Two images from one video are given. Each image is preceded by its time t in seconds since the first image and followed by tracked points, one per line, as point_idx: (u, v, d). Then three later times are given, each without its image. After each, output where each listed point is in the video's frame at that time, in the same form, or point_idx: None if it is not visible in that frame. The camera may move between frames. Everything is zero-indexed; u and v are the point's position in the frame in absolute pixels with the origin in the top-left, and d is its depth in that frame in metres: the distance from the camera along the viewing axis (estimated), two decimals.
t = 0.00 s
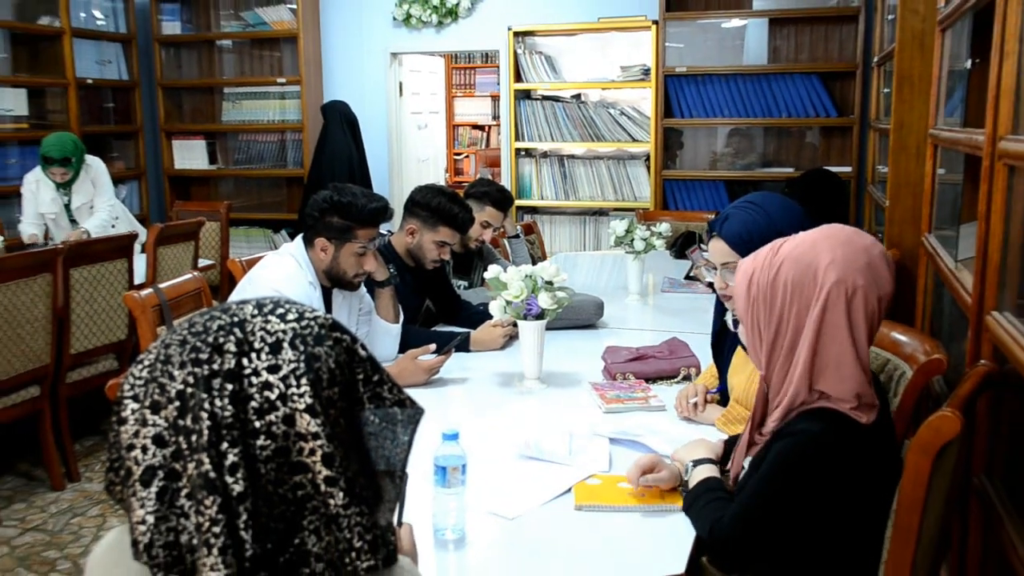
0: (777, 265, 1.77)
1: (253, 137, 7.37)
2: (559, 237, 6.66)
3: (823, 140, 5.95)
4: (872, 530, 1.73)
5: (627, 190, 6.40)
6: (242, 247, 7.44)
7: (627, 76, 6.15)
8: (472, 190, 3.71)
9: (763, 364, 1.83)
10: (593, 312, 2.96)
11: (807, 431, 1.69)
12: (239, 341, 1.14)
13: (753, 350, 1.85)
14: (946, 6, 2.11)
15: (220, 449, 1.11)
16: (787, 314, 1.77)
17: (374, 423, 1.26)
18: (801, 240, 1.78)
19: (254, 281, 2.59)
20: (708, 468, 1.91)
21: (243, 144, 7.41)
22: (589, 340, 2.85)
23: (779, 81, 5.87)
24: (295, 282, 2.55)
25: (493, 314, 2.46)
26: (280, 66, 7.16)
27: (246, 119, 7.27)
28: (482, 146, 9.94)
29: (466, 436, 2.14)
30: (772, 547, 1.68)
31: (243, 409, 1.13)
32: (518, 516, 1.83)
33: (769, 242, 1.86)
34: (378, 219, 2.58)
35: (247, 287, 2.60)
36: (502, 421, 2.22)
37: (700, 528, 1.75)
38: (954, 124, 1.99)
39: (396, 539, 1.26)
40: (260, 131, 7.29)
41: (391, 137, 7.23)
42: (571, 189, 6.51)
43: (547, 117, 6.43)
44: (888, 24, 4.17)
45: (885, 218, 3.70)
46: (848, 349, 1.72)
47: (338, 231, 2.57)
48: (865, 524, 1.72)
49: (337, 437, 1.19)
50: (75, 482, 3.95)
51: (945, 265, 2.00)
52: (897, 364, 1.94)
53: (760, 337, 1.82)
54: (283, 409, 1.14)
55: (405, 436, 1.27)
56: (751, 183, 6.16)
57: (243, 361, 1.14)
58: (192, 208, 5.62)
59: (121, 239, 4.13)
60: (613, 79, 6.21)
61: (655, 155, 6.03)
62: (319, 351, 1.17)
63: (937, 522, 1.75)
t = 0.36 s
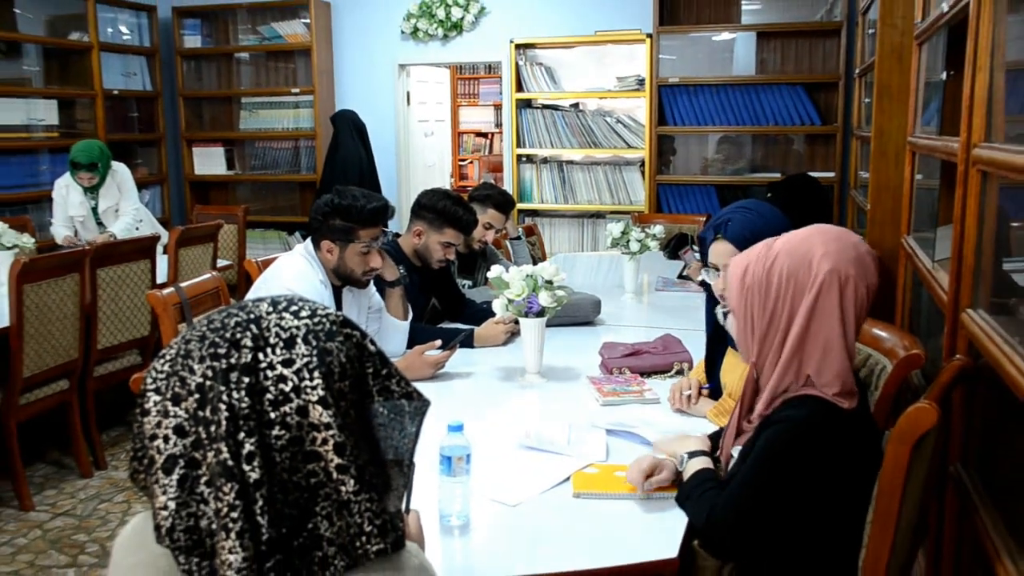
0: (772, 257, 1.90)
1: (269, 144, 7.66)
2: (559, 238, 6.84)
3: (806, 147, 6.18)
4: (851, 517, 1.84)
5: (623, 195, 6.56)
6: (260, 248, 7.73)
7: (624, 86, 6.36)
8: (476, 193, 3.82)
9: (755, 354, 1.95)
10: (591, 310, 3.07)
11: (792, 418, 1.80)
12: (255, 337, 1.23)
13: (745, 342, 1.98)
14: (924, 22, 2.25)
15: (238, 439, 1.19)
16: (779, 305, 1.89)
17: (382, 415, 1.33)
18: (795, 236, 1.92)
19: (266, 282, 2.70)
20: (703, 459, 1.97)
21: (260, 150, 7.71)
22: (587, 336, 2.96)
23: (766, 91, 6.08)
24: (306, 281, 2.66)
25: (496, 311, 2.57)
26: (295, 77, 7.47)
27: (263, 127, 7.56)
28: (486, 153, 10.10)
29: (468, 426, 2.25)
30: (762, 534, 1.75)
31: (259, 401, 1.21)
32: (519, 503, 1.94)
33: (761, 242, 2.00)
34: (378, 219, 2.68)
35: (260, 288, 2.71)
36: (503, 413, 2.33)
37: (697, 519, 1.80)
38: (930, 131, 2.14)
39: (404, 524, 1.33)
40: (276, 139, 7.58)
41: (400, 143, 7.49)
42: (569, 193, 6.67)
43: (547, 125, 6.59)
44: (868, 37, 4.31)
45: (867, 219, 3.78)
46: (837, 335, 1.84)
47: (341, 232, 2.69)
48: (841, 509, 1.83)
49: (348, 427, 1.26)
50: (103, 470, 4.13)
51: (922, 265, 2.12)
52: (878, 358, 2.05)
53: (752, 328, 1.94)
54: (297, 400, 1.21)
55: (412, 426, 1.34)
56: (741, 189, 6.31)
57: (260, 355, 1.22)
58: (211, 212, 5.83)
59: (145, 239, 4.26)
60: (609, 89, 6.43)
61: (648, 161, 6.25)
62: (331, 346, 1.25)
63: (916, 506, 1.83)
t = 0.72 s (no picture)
0: (749, 261, 1.99)
1: (281, 150, 7.83)
2: (558, 239, 6.97)
3: (795, 154, 6.34)
4: (834, 506, 1.93)
5: (619, 198, 6.66)
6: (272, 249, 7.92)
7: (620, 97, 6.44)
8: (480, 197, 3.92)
9: (737, 355, 2.03)
10: (589, 309, 3.17)
11: (771, 410, 1.88)
12: (268, 333, 1.27)
13: (724, 346, 2.05)
14: (906, 34, 2.40)
15: (251, 431, 1.23)
16: (760, 305, 1.99)
17: (389, 408, 1.37)
18: (766, 240, 2.01)
19: (275, 283, 2.80)
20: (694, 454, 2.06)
21: (272, 155, 7.88)
22: (584, 333, 3.06)
23: (757, 99, 6.22)
24: (313, 280, 2.76)
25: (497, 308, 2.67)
26: (307, 86, 7.64)
27: (276, 134, 7.72)
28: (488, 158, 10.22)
29: (471, 419, 2.35)
30: (749, 525, 1.84)
31: (271, 394, 1.25)
32: (519, 493, 2.03)
33: (721, 252, 2.08)
34: (381, 223, 2.78)
35: (269, 288, 2.81)
36: (505, 408, 2.43)
37: (687, 507, 1.90)
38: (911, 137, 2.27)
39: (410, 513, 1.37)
40: (287, 145, 7.74)
41: (406, 148, 7.62)
42: (568, 196, 6.79)
43: (547, 132, 6.69)
44: (852, 48, 4.44)
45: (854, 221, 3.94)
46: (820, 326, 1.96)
47: (348, 236, 2.77)
48: (825, 499, 1.91)
49: (357, 419, 1.31)
50: (123, 460, 4.24)
51: (904, 265, 2.22)
52: (863, 355, 2.15)
53: (732, 330, 2.02)
54: (307, 394, 1.26)
55: (418, 419, 1.38)
56: (731, 193, 6.48)
57: (272, 351, 1.27)
58: (227, 214, 5.93)
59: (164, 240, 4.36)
60: (607, 97, 6.49)
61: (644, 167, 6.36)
62: (340, 342, 1.30)
63: (896, 496, 1.92)
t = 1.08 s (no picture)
0: (760, 265, 2.08)
1: (292, 155, 7.92)
2: (557, 240, 7.08)
3: (783, 160, 6.46)
4: (824, 499, 2.02)
5: (617, 201, 6.80)
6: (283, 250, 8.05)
7: (619, 103, 6.55)
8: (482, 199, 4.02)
9: (743, 354, 2.13)
10: (587, 307, 3.26)
11: (779, 410, 1.98)
12: (280, 330, 1.36)
13: (732, 344, 2.14)
14: (889, 45, 2.50)
15: (263, 423, 1.32)
16: (769, 308, 2.08)
17: (397, 401, 1.45)
18: (778, 245, 2.11)
19: (285, 283, 2.91)
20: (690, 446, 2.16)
21: (284, 161, 7.96)
22: (582, 330, 3.15)
23: (746, 107, 6.35)
24: (322, 280, 2.87)
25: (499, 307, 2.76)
26: (317, 94, 7.74)
27: (287, 140, 7.81)
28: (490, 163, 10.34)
29: (475, 414, 2.44)
30: (749, 519, 1.93)
31: (283, 387, 1.34)
32: (520, 483, 2.12)
33: (734, 252, 2.17)
34: (388, 226, 2.85)
35: (280, 287, 2.91)
36: (508, 403, 2.52)
37: (687, 497, 1.97)
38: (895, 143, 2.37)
39: (416, 504, 1.45)
40: (298, 151, 7.84)
41: (412, 152, 7.73)
42: (567, 199, 6.91)
43: (547, 138, 6.80)
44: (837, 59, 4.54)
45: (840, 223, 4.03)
46: (825, 333, 2.06)
47: (356, 238, 2.85)
48: (818, 493, 2.00)
49: (365, 412, 1.39)
50: (142, 451, 4.36)
51: (889, 266, 2.32)
52: (848, 351, 2.25)
53: (740, 330, 2.12)
54: (317, 387, 1.34)
55: (423, 413, 1.47)
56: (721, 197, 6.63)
57: (284, 347, 1.35)
58: (242, 218, 6.03)
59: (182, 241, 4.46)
60: (604, 104, 6.60)
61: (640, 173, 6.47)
62: (350, 338, 1.38)
63: (880, 486, 2.01)
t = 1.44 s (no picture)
0: (748, 270, 2.14)
1: (303, 160, 8.03)
2: (557, 241, 7.18)
3: (773, 164, 6.57)
4: (811, 491, 2.11)
5: (613, 203, 6.87)
6: (294, 252, 8.16)
7: (614, 109, 6.65)
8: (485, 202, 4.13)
9: (729, 352, 2.21)
10: (586, 306, 3.36)
11: (770, 405, 2.05)
12: (292, 328, 1.43)
13: (722, 339, 2.22)
14: (872, 56, 2.63)
15: (276, 417, 1.40)
16: (754, 313, 2.14)
17: (403, 395, 1.53)
18: (770, 251, 2.15)
19: (295, 283, 3.01)
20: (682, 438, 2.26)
21: (295, 167, 8.08)
22: (580, 328, 3.25)
23: (738, 114, 6.47)
24: (331, 279, 2.97)
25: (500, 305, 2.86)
26: (327, 102, 7.84)
27: (297, 145, 7.93)
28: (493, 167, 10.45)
29: (477, 408, 2.54)
30: (739, 507, 2.03)
31: (295, 382, 1.41)
32: (521, 474, 2.22)
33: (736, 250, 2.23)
34: (394, 228, 2.94)
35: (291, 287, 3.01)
36: (510, 398, 2.62)
37: (681, 488, 2.08)
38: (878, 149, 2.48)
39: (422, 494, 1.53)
40: (308, 155, 7.95)
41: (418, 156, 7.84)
42: (567, 202, 7.02)
43: (547, 143, 6.90)
44: (824, 69, 4.65)
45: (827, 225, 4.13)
46: (803, 346, 2.10)
47: (362, 240, 2.95)
48: (805, 485, 2.09)
49: (373, 406, 1.47)
50: (161, 443, 4.47)
51: (873, 267, 2.43)
52: (835, 348, 2.34)
53: (728, 329, 2.19)
54: (326, 382, 1.42)
55: (427, 408, 1.55)
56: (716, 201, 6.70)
57: (294, 344, 1.43)
58: (254, 220, 6.14)
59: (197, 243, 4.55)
60: (601, 112, 6.70)
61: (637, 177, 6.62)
62: (357, 336, 1.45)
63: (865, 478, 2.09)
